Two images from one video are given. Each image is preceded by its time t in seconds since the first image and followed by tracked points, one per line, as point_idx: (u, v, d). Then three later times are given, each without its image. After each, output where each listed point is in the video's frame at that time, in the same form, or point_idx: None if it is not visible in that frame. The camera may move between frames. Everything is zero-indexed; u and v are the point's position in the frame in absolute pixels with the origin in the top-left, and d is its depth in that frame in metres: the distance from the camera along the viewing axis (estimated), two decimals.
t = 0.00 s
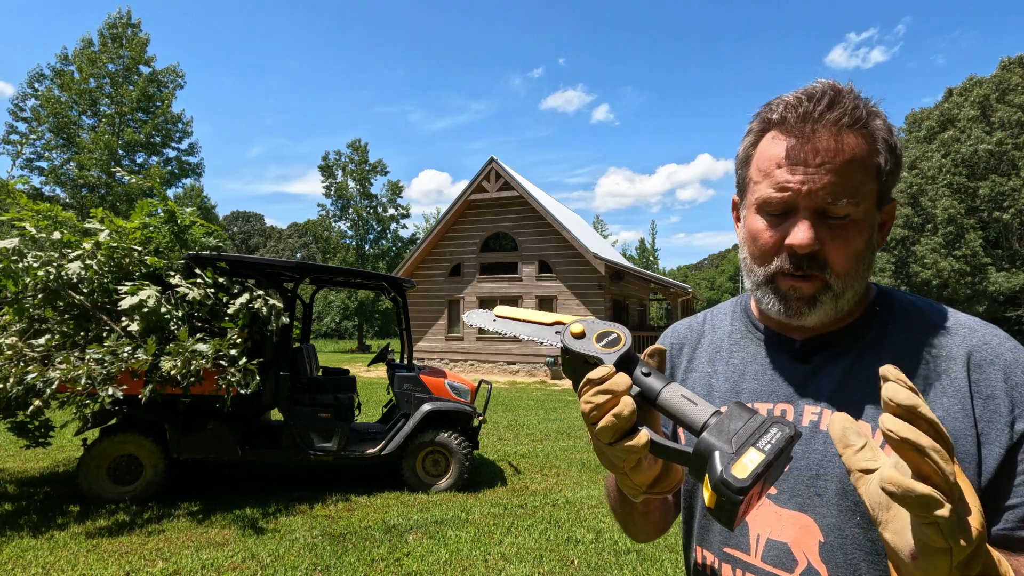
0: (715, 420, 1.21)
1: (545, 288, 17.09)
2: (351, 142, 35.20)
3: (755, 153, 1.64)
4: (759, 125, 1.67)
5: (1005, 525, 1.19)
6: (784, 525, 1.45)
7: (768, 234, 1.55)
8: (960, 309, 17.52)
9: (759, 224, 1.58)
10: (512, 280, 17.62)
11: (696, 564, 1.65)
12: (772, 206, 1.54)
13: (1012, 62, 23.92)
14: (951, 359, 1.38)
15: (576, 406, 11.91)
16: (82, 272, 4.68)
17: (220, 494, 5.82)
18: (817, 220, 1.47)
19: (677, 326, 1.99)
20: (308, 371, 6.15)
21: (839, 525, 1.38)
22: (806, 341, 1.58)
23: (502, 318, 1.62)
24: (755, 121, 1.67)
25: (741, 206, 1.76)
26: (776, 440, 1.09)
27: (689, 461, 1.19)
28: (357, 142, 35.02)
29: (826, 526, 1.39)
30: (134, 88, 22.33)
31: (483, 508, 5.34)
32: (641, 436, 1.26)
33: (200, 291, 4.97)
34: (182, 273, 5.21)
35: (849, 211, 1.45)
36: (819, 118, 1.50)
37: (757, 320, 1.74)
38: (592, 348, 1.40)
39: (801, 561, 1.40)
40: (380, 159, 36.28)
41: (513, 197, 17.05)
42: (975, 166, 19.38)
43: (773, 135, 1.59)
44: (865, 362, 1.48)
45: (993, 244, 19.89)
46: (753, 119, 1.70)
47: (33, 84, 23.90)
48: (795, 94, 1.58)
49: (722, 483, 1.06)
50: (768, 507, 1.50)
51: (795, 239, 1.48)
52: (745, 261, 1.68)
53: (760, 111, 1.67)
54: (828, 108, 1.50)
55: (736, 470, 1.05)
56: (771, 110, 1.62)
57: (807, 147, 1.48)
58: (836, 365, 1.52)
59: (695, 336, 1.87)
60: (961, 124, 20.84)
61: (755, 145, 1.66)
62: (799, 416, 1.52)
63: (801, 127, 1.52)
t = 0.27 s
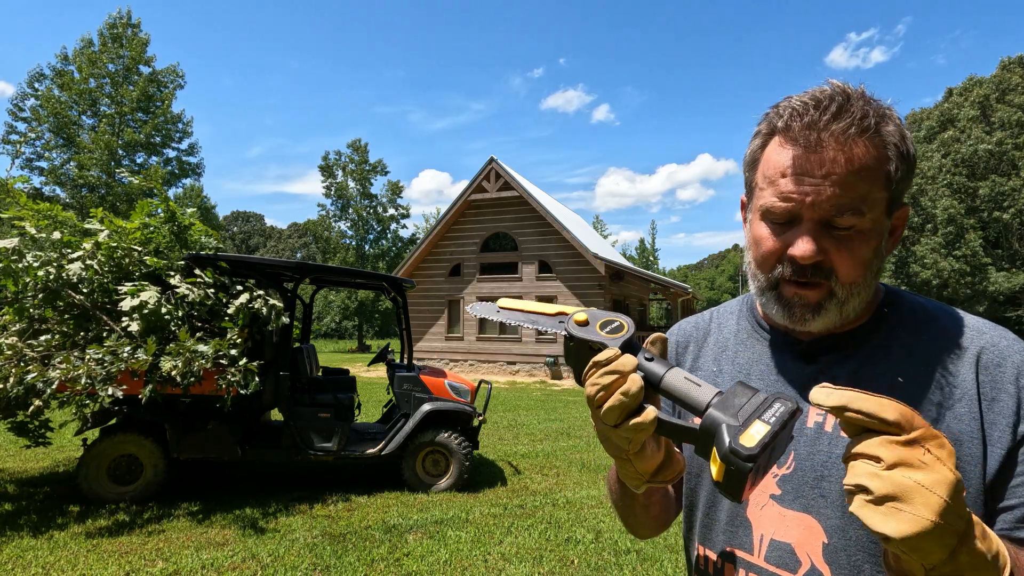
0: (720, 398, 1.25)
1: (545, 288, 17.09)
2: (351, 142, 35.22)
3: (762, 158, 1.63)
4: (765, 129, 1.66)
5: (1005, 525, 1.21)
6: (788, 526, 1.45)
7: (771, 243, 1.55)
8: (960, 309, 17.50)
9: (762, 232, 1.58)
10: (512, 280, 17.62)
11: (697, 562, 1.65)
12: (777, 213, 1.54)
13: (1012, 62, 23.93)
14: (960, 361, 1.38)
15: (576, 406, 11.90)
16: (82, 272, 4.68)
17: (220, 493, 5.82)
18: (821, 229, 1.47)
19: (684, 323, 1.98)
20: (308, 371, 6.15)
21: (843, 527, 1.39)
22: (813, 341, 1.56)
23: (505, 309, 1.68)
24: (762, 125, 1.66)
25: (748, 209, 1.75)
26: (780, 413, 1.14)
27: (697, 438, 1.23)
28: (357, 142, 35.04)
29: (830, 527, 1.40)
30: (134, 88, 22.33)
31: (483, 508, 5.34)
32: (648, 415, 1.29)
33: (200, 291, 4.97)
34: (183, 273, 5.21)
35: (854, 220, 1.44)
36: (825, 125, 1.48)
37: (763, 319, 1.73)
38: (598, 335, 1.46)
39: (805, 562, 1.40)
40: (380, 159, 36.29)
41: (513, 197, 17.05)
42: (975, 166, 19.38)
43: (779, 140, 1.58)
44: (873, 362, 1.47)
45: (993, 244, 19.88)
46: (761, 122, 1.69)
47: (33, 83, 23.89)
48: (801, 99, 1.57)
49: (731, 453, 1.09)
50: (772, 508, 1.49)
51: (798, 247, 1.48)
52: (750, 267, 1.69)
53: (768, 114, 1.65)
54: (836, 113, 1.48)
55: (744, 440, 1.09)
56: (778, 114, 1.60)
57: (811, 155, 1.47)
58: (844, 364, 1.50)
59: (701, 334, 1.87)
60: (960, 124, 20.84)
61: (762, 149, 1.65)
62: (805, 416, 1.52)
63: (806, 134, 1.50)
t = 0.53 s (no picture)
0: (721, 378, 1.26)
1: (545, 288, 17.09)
2: (351, 142, 35.19)
3: (761, 155, 1.66)
4: (761, 129, 1.70)
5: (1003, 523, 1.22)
6: (793, 523, 1.45)
7: (780, 233, 1.55)
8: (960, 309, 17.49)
9: (770, 224, 1.58)
10: (512, 280, 17.62)
11: (701, 560, 1.65)
12: (783, 203, 1.55)
13: (1012, 62, 23.92)
14: (963, 361, 1.37)
15: (576, 406, 11.90)
16: (82, 272, 4.67)
17: (220, 493, 5.82)
18: (829, 213, 1.48)
19: (689, 323, 1.99)
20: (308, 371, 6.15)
21: (848, 525, 1.38)
22: (818, 341, 1.56)
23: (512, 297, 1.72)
24: (758, 126, 1.70)
25: (749, 210, 1.76)
26: (776, 389, 1.15)
27: (696, 414, 1.23)
28: (357, 142, 35.01)
29: (835, 526, 1.40)
30: (134, 88, 22.32)
31: (483, 508, 5.34)
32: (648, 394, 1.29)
33: (201, 291, 4.97)
34: (183, 273, 5.21)
35: (861, 202, 1.46)
36: (822, 116, 1.53)
37: (768, 319, 1.73)
38: (600, 320, 1.48)
39: (811, 560, 1.40)
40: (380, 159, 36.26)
41: (513, 197, 17.05)
42: (975, 166, 19.38)
43: (777, 135, 1.61)
44: (878, 362, 1.47)
45: (993, 244, 19.87)
46: (756, 125, 1.73)
47: (33, 83, 23.88)
48: (796, 96, 1.62)
49: (727, 426, 1.11)
50: (776, 506, 1.49)
51: (810, 232, 1.48)
52: (759, 264, 1.68)
53: (762, 116, 1.70)
54: (832, 105, 1.53)
55: (741, 412, 1.11)
56: (773, 113, 1.65)
57: (812, 143, 1.50)
58: (849, 364, 1.50)
59: (706, 333, 1.87)
60: (960, 124, 20.84)
61: (760, 149, 1.68)
62: (807, 414, 1.55)
63: (806, 125, 1.54)
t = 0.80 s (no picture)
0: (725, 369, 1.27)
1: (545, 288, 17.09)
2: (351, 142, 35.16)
3: (753, 153, 1.69)
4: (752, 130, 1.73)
5: (1000, 519, 1.22)
6: (793, 521, 1.45)
7: (777, 223, 1.56)
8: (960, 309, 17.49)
9: (765, 216, 1.59)
10: (512, 280, 17.62)
11: (702, 560, 1.64)
12: (779, 194, 1.56)
13: (1012, 62, 23.93)
14: (959, 359, 1.37)
15: (576, 406, 11.90)
16: (82, 272, 4.67)
17: (220, 494, 5.82)
18: (824, 201, 1.50)
19: (688, 324, 1.99)
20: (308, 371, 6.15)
21: (848, 522, 1.39)
22: (815, 341, 1.57)
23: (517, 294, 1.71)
24: (750, 127, 1.73)
25: (743, 208, 1.77)
26: (780, 376, 1.16)
27: (702, 404, 1.23)
28: (357, 142, 34.98)
29: (835, 523, 1.40)
30: (134, 88, 22.32)
31: (483, 508, 5.34)
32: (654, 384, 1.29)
33: (201, 291, 4.97)
34: (182, 273, 5.21)
35: (855, 190, 1.48)
36: (812, 111, 1.58)
37: (766, 319, 1.73)
38: (605, 315, 1.49)
39: (810, 559, 1.40)
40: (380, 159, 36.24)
41: (513, 197, 17.05)
42: (975, 166, 19.38)
43: (769, 133, 1.65)
44: (875, 361, 1.47)
45: (993, 244, 19.88)
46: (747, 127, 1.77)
47: (33, 83, 23.86)
48: (784, 97, 1.66)
49: (734, 411, 1.11)
50: (776, 504, 1.50)
51: (806, 219, 1.49)
52: (754, 259, 1.68)
53: (753, 117, 1.74)
54: (820, 102, 1.58)
55: (746, 397, 1.11)
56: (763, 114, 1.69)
57: (805, 135, 1.54)
58: (846, 362, 1.50)
59: (705, 334, 1.87)
60: (961, 124, 20.84)
61: (751, 148, 1.71)
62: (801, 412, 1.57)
63: (796, 121, 1.58)
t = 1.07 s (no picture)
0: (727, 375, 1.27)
1: (545, 288, 17.09)
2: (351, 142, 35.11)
3: (744, 157, 1.68)
4: (743, 133, 1.72)
5: (993, 517, 1.22)
6: (790, 522, 1.45)
7: (768, 227, 1.56)
8: (960, 309, 17.48)
9: (756, 220, 1.59)
10: (512, 280, 17.62)
11: (702, 563, 1.64)
12: (769, 199, 1.56)
13: (1012, 62, 23.93)
14: (952, 357, 1.37)
15: (576, 406, 11.90)
16: (81, 272, 4.67)
17: (220, 494, 5.82)
18: (814, 206, 1.50)
19: (684, 326, 1.99)
20: (308, 371, 6.15)
21: (844, 522, 1.39)
22: (809, 342, 1.57)
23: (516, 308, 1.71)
24: (740, 130, 1.73)
25: (735, 211, 1.77)
26: (784, 384, 1.16)
27: (706, 415, 1.24)
28: (357, 142, 34.94)
29: (832, 523, 1.40)
30: (134, 88, 22.31)
31: (483, 508, 5.34)
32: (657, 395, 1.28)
33: (201, 291, 4.96)
34: (182, 273, 5.21)
35: (844, 194, 1.48)
36: (800, 115, 1.57)
37: (760, 320, 1.73)
38: (605, 325, 1.48)
39: (808, 559, 1.40)
40: (380, 159, 36.18)
41: (513, 197, 17.06)
42: (975, 166, 19.39)
43: (758, 138, 1.64)
44: (867, 361, 1.47)
45: (993, 244, 19.87)
46: (737, 129, 1.77)
47: (33, 83, 23.85)
48: (774, 101, 1.65)
49: (738, 424, 1.11)
50: (774, 506, 1.50)
51: (796, 225, 1.50)
52: (746, 261, 1.68)
53: (743, 121, 1.73)
54: (809, 107, 1.57)
55: (751, 409, 1.11)
56: (753, 117, 1.69)
57: (794, 140, 1.53)
58: (840, 362, 1.50)
59: (700, 337, 1.87)
60: (961, 124, 20.84)
61: (742, 151, 1.70)
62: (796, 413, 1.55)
63: (785, 125, 1.58)
